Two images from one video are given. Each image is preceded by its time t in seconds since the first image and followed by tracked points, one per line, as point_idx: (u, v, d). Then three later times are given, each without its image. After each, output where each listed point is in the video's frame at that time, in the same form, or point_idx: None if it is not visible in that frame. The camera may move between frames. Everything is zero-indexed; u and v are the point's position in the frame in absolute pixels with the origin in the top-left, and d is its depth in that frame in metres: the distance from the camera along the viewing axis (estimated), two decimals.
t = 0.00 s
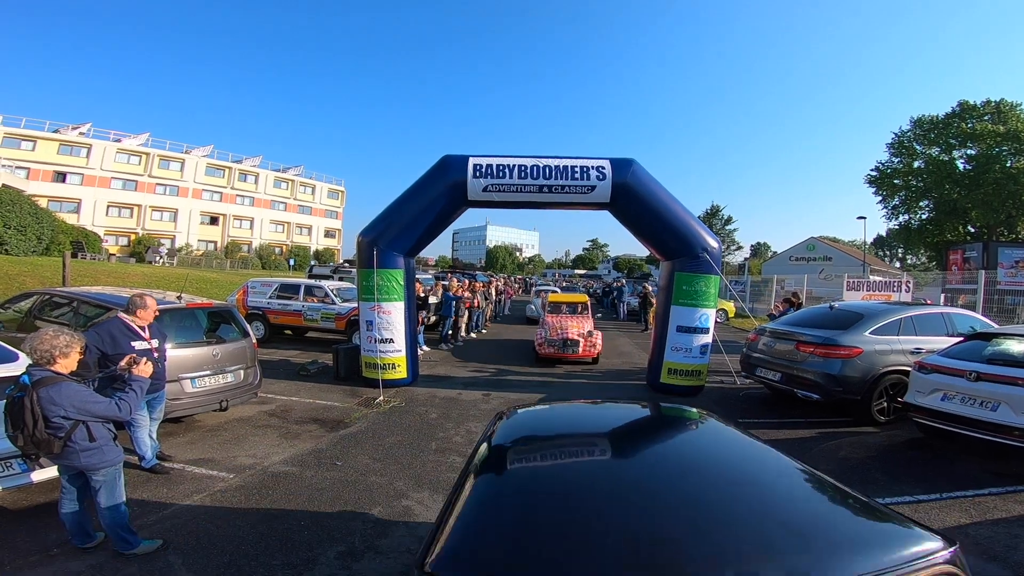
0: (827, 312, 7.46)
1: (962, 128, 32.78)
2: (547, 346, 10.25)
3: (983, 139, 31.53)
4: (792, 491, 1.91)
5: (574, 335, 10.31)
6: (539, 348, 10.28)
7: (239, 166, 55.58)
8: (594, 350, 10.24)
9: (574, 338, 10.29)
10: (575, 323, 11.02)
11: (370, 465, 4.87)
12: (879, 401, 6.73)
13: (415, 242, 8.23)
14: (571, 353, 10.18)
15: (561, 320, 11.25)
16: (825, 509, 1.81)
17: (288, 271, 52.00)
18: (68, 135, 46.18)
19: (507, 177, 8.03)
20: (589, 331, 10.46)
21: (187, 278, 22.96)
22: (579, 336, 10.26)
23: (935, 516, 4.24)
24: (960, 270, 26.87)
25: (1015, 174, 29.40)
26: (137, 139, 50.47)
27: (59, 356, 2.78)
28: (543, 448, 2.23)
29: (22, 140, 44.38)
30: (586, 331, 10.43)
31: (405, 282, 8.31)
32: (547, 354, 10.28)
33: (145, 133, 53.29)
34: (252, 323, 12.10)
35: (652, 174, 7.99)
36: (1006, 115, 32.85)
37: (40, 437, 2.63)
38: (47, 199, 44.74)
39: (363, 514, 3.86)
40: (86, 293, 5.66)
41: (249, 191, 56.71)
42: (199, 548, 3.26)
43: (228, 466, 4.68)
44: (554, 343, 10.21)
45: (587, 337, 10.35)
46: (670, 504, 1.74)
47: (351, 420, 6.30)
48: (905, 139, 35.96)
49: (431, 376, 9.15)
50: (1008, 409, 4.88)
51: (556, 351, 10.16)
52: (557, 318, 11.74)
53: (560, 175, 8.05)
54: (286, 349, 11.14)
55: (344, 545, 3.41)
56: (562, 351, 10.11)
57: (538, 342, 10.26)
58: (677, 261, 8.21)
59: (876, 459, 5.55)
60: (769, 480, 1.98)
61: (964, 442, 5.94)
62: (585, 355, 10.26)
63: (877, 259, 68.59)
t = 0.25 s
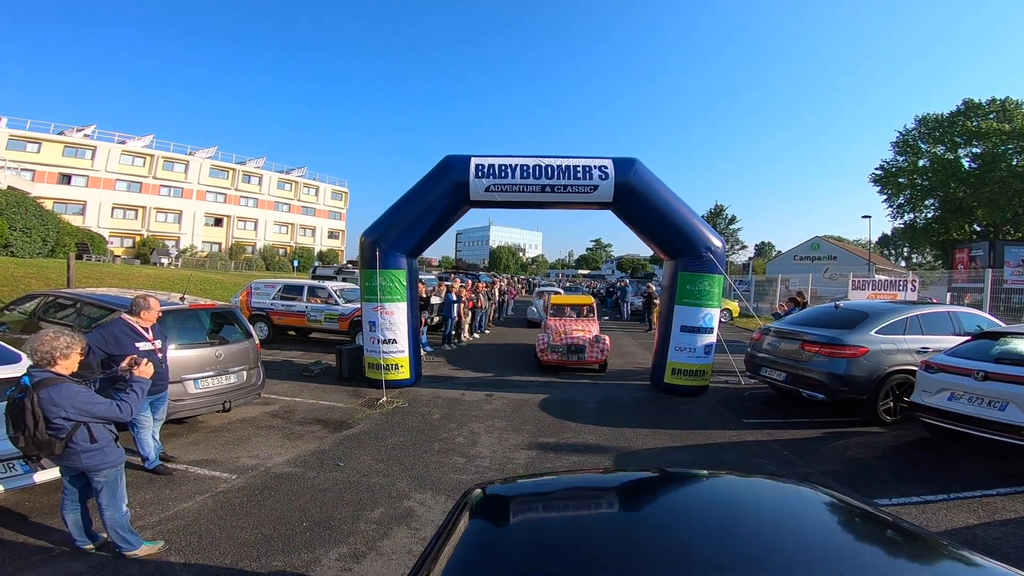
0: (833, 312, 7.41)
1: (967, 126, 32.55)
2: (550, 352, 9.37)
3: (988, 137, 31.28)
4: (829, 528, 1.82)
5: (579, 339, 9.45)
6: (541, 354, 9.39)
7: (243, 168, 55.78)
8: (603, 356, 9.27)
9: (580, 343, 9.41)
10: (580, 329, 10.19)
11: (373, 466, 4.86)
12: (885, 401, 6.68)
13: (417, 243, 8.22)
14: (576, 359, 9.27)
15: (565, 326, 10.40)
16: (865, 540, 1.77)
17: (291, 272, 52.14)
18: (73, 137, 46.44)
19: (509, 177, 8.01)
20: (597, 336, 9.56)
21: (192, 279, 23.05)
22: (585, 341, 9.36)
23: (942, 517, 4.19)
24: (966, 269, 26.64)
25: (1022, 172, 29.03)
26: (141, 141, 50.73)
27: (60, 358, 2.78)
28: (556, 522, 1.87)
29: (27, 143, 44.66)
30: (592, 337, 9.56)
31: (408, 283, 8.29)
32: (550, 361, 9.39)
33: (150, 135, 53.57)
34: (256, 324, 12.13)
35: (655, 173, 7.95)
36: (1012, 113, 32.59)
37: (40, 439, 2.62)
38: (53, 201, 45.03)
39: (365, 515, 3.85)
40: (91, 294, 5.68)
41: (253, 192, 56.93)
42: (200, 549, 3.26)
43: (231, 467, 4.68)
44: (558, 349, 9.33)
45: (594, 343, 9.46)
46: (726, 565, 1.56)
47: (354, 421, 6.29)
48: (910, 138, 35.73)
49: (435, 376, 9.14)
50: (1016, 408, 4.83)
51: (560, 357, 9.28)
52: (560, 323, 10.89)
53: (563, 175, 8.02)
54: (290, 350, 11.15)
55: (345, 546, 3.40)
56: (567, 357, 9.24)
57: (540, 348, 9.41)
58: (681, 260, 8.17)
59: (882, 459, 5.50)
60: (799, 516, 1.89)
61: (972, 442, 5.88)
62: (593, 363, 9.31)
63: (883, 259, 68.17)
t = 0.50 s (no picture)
0: (839, 313, 7.35)
1: (974, 125, 32.31)
2: (554, 362, 8.73)
3: (995, 136, 31.03)
4: None
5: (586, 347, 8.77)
6: (544, 364, 8.78)
7: (248, 170, 56.06)
8: (611, 365, 8.64)
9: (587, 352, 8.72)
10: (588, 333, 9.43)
11: (377, 469, 4.85)
12: (893, 403, 6.62)
13: (421, 245, 8.23)
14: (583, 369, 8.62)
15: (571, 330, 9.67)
16: None
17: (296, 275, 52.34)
18: (80, 141, 46.80)
19: (513, 179, 8.00)
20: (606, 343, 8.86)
21: (197, 282, 23.14)
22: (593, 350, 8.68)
23: (952, 520, 4.14)
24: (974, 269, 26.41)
25: None
26: (147, 144, 51.08)
27: (65, 363, 2.78)
28: None
29: (35, 146, 45.01)
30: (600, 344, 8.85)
31: (412, 285, 8.29)
32: (553, 371, 8.78)
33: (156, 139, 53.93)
34: (261, 327, 12.16)
35: (660, 174, 7.92)
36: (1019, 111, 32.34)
37: (45, 443, 2.63)
38: (60, 204, 45.39)
39: (369, 519, 3.84)
40: (97, 298, 5.71)
41: (258, 195, 57.21)
42: (205, 552, 3.26)
43: (236, 470, 4.68)
44: (562, 359, 8.66)
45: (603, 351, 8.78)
46: None
47: (359, 424, 6.29)
48: (915, 137, 35.50)
49: (439, 378, 9.14)
50: None
51: (565, 367, 8.63)
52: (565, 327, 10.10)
53: (566, 177, 8.00)
54: (295, 352, 11.18)
55: (350, 550, 3.39)
56: (572, 368, 8.57)
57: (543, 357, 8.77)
58: (685, 262, 8.13)
59: (890, 461, 5.45)
60: None
61: (981, 444, 5.81)
62: (602, 372, 8.67)
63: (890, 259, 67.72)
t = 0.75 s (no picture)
0: (846, 315, 7.29)
1: (980, 125, 32.10)
2: (558, 373, 8.09)
3: (1002, 136, 30.81)
4: None
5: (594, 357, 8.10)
6: (548, 375, 8.15)
7: (253, 172, 56.33)
8: (620, 378, 8.03)
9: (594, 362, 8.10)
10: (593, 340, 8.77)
11: (381, 472, 4.84)
12: (901, 405, 6.56)
13: (425, 248, 8.22)
14: (590, 382, 7.98)
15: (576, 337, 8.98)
16: None
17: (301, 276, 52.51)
18: (86, 143, 47.14)
19: (517, 181, 7.99)
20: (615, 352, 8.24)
21: (202, 284, 23.25)
22: (602, 360, 8.06)
23: (961, 523, 4.09)
24: (981, 269, 26.20)
25: None
26: (153, 147, 51.42)
27: (69, 366, 2.79)
28: None
29: (41, 149, 45.34)
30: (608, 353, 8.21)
31: (416, 287, 8.29)
32: (558, 382, 8.14)
33: (162, 142, 54.28)
34: (265, 329, 12.19)
35: (665, 176, 7.89)
36: None
37: (51, 447, 2.64)
38: (67, 206, 45.75)
39: (374, 522, 3.83)
40: (103, 300, 5.74)
41: (263, 197, 57.48)
42: (209, 555, 3.26)
43: (240, 473, 4.68)
44: (567, 369, 8.02)
45: (611, 361, 8.16)
46: None
47: (363, 426, 6.29)
48: (921, 137, 35.27)
49: (443, 381, 9.12)
50: None
51: (571, 379, 8.00)
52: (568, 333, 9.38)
53: (571, 179, 7.98)
54: (299, 354, 11.20)
55: (354, 554, 3.37)
56: (578, 379, 7.94)
57: (546, 368, 8.11)
58: (691, 263, 8.09)
59: (898, 464, 5.40)
60: None
61: (990, 448, 5.75)
62: (610, 384, 8.07)
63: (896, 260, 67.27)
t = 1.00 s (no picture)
0: (850, 315, 7.26)
1: (985, 125, 31.94)
2: (561, 384, 7.21)
3: (1007, 136, 30.65)
4: None
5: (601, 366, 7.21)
6: (549, 386, 7.27)
7: (256, 173, 56.51)
8: (631, 389, 7.14)
9: (601, 371, 7.23)
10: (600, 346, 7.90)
11: (383, 472, 4.84)
12: (905, 406, 6.52)
13: (428, 248, 8.22)
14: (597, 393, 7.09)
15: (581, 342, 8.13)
16: None
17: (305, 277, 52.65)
18: (91, 144, 47.38)
19: (520, 182, 7.98)
20: (624, 361, 7.38)
21: (206, 284, 23.33)
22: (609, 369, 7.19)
23: (967, 525, 4.06)
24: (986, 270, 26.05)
25: None
26: (157, 147, 51.65)
27: (72, 366, 2.79)
28: None
29: (46, 149, 45.57)
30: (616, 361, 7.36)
31: (419, 288, 8.29)
32: (561, 394, 7.26)
33: (166, 142, 54.47)
34: (269, 329, 12.22)
35: (668, 176, 7.87)
36: None
37: (53, 447, 2.64)
38: (72, 207, 45.98)
39: (376, 522, 3.83)
40: (107, 301, 5.75)
41: (266, 198, 57.65)
42: (211, 556, 3.26)
43: (243, 473, 4.69)
44: (571, 380, 7.15)
45: (620, 370, 7.30)
46: None
47: (366, 427, 6.29)
48: (926, 138, 35.11)
49: (446, 381, 9.12)
50: None
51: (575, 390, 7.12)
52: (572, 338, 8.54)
53: (573, 179, 7.97)
54: (303, 355, 11.22)
55: (356, 554, 3.37)
56: (583, 391, 7.07)
57: (547, 377, 7.22)
58: (694, 264, 8.07)
59: (904, 465, 5.36)
60: None
61: (996, 449, 5.71)
62: (620, 397, 7.21)
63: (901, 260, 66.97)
